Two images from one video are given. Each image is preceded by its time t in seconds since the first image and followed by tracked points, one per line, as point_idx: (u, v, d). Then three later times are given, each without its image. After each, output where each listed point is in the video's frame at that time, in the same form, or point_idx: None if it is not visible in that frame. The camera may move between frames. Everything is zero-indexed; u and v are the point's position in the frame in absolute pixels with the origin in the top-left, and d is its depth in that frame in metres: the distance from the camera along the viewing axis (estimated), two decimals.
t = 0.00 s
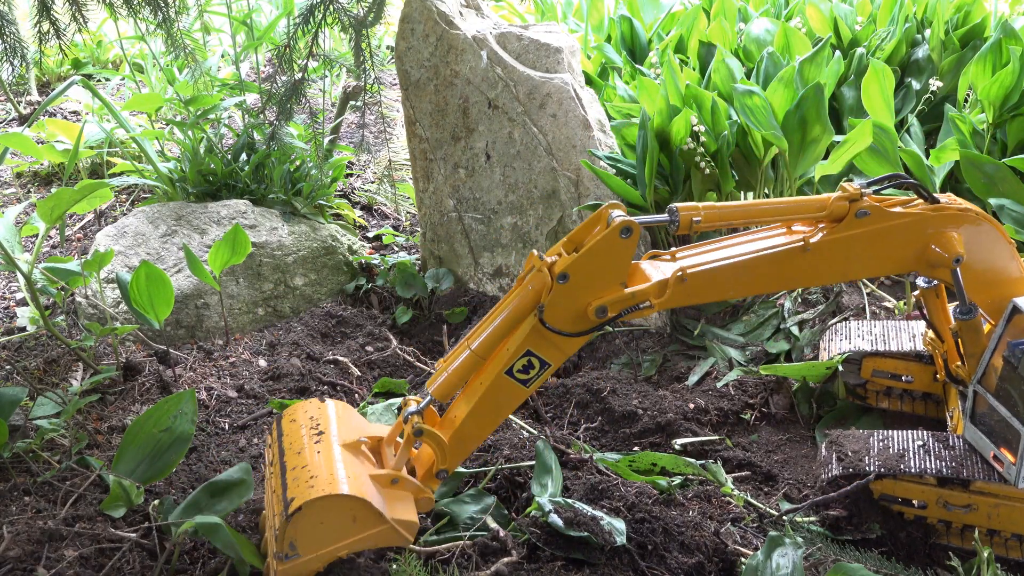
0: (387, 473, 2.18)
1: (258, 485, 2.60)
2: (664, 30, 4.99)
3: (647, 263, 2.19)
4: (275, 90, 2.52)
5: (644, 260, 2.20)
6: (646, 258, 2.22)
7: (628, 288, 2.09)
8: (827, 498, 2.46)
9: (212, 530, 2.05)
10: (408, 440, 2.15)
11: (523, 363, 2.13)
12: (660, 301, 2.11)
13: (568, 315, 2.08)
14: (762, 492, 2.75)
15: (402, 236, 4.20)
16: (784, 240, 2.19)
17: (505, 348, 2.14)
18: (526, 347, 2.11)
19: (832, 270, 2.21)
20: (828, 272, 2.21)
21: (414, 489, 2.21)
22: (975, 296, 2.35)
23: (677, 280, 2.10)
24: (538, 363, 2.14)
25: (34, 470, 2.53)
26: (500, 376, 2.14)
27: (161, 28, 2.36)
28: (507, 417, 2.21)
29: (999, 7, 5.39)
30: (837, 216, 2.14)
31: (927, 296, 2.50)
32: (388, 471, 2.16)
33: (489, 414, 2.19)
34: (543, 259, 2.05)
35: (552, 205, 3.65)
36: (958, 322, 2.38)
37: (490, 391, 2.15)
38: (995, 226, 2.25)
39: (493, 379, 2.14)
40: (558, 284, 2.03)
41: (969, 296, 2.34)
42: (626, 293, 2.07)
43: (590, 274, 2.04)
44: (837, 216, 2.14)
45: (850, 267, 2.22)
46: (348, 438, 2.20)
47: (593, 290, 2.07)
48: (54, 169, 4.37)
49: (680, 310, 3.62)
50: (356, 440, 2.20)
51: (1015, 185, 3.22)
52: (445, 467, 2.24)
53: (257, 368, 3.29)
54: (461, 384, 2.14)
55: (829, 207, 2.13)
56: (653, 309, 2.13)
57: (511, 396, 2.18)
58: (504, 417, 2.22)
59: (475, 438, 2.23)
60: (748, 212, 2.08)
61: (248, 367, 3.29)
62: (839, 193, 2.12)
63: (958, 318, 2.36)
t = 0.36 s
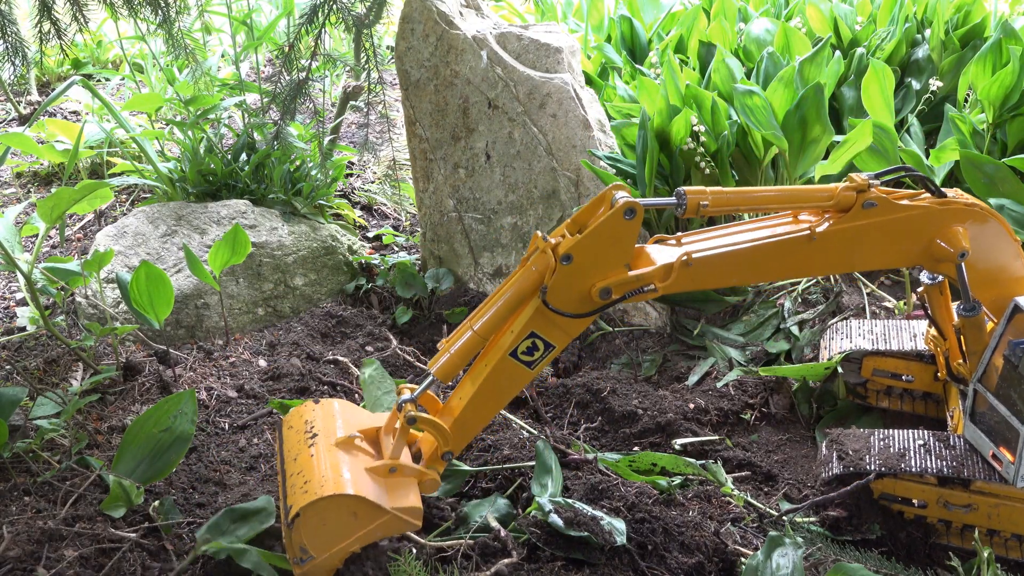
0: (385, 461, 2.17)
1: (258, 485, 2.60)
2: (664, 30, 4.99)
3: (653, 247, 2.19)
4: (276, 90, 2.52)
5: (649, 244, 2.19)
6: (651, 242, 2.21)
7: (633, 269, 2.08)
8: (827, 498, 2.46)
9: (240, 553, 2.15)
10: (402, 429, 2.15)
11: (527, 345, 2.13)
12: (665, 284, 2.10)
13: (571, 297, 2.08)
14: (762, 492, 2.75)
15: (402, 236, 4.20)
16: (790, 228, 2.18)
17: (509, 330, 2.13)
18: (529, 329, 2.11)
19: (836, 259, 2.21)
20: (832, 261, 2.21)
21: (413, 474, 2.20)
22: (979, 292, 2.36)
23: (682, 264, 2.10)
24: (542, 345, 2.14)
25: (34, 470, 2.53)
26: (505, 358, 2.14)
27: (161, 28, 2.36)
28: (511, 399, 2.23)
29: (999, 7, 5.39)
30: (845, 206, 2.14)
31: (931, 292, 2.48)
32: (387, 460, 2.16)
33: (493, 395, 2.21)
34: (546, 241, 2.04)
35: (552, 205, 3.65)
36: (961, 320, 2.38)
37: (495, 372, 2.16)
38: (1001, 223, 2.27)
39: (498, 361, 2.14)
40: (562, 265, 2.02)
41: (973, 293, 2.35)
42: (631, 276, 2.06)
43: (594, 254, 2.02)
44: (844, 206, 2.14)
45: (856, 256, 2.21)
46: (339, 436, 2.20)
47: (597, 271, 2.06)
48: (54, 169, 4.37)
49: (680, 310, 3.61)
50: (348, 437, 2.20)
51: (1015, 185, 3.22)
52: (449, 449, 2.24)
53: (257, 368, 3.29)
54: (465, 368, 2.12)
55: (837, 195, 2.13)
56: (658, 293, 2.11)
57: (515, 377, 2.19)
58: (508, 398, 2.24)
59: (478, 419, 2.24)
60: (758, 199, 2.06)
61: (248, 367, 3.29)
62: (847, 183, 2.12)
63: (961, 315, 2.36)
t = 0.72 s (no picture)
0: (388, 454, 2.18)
1: (258, 485, 2.60)
2: (664, 30, 4.99)
3: (658, 231, 2.20)
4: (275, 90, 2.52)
5: (655, 228, 2.21)
6: (657, 227, 2.23)
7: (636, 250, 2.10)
8: (828, 498, 2.45)
9: None
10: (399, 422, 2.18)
11: (531, 328, 2.15)
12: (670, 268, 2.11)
13: (575, 279, 2.09)
14: (762, 492, 2.75)
15: (402, 236, 4.20)
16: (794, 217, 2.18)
17: (514, 314, 2.15)
18: (534, 313, 2.12)
19: (840, 247, 2.21)
20: (837, 251, 2.22)
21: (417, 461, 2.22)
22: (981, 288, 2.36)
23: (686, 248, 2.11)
24: (547, 328, 2.15)
25: (34, 470, 2.53)
26: (510, 343, 2.16)
27: (161, 28, 2.36)
28: (516, 383, 2.25)
29: (999, 7, 5.39)
30: (851, 195, 2.14)
31: (933, 290, 2.44)
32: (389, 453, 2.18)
33: (498, 381, 2.22)
34: (549, 224, 2.05)
35: (552, 205, 3.65)
36: (962, 319, 2.37)
37: (500, 357, 2.17)
38: (1005, 218, 2.26)
39: (504, 344, 2.15)
40: (565, 248, 2.03)
41: (974, 291, 2.35)
42: (634, 258, 2.08)
43: (596, 236, 2.04)
44: (850, 196, 2.14)
45: (860, 245, 2.21)
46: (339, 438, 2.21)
47: (600, 252, 2.07)
48: (54, 169, 4.37)
49: (680, 310, 3.61)
50: (348, 437, 2.21)
51: (1015, 185, 3.22)
52: (457, 434, 2.26)
53: (257, 368, 3.29)
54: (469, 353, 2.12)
55: (842, 184, 2.12)
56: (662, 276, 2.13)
57: (520, 362, 2.20)
58: (513, 384, 2.25)
59: (484, 404, 2.25)
60: (763, 183, 2.07)
61: (248, 367, 3.30)
62: (853, 174, 2.11)
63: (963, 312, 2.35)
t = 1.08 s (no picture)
0: (384, 449, 2.18)
1: (259, 485, 2.60)
2: (664, 30, 4.99)
3: (657, 217, 2.20)
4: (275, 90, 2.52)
5: (653, 214, 2.21)
6: (655, 214, 2.23)
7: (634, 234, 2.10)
8: (827, 499, 2.45)
9: None
10: (391, 416, 2.21)
11: (530, 313, 2.15)
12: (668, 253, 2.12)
13: (572, 263, 2.09)
14: (762, 492, 2.75)
15: (402, 236, 4.19)
16: (793, 207, 2.19)
17: (513, 299, 2.15)
18: (532, 297, 2.13)
19: (838, 236, 2.20)
20: (835, 240, 2.21)
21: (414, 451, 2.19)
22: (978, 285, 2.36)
23: (684, 234, 2.12)
24: (545, 313, 2.15)
25: (34, 470, 2.53)
26: (509, 327, 2.16)
27: (161, 27, 2.35)
28: (514, 369, 2.24)
29: (999, 7, 5.39)
30: (850, 185, 2.14)
31: (929, 288, 2.46)
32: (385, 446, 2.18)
33: (496, 367, 2.22)
34: (546, 207, 2.07)
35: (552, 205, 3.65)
36: (959, 315, 2.37)
37: (498, 342, 2.17)
38: (1002, 215, 2.26)
39: (502, 330, 2.15)
40: (562, 230, 2.05)
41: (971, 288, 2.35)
42: (633, 242, 2.09)
43: (594, 218, 2.05)
44: (849, 186, 2.15)
45: (858, 235, 2.21)
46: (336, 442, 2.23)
47: (598, 235, 2.07)
48: (54, 169, 4.36)
49: (680, 310, 3.61)
50: (344, 441, 2.22)
51: (1015, 185, 3.22)
52: (455, 420, 2.26)
53: (257, 368, 3.28)
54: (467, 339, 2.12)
55: (842, 174, 2.13)
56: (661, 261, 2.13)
57: (518, 347, 2.20)
58: (511, 371, 2.25)
59: (481, 392, 2.25)
60: (764, 171, 2.08)
61: (248, 367, 3.29)
62: (853, 164, 2.12)
63: (958, 310, 2.35)
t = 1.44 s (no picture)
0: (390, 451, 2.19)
1: (259, 485, 2.61)
2: (664, 30, 4.99)
3: (658, 210, 2.20)
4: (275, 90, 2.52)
5: (655, 206, 2.20)
6: (657, 206, 2.22)
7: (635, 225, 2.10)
8: (827, 499, 2.45)
9: None
10: (394, 418, 2.21)
11: (533, 307, 2.15)
12: (669, 245, 2.11)
13: (574, 255, 2.09)
14: (762, 492, 2.75)
15: (402, 236, 4.19)
16: (795, 202, 2.19)
17: (515, 293, 2.15)
18: (534, 291, 2.12)
19: (841, 232, 2.20)
20: (836, 236, 2.21)
21: (419, 450, 2.19)
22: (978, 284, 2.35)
23: (686, 227, 2.11)
24: (548, 306, 2.15)
25: (34, 470, 2.53)
26: (512, 322, 2.16)
27: (161, 27, 2.35)
28: (518, 363, 2.24)
29: (999, 7, 5.40)
30: (851, 181, 2.15)
31: (929, 287, 2.46)
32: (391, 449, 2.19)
33: (499, 363, 2.22)
34: (546, 200, 2.07)
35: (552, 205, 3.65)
36: (958, 315, 2.38)
37: (501, 336, 2.17)
38: (1004, 213, 2.26)
39: (504, 324, 2.15)
40: (562, 223, 2.04)
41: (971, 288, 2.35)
42: (634, 234, 2.08)
43: (594, 210, 2.04)
44: (850, 182, 2.15)
45: (860, 232, 2.21)
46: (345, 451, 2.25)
47: (599, 226, 2.07)
48: (54, 169, 4.36)
49: (680, 310, 3.61)
50: (352, 450, 2.24)
51: (1015, 185, 3.22)
52: (459, 415, 2.24)
53: (257, 368, 3.28)
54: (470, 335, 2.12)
55: (843, 169, 2.13)
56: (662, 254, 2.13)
57: (522, 342, 2.20)
58: (515, 365, 2.24)
59: (483, 387, 2.25)
60: (767, 165, 2.08)
61: (248, 367, 3.29)
62: (855, 159, 2.12)
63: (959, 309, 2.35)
